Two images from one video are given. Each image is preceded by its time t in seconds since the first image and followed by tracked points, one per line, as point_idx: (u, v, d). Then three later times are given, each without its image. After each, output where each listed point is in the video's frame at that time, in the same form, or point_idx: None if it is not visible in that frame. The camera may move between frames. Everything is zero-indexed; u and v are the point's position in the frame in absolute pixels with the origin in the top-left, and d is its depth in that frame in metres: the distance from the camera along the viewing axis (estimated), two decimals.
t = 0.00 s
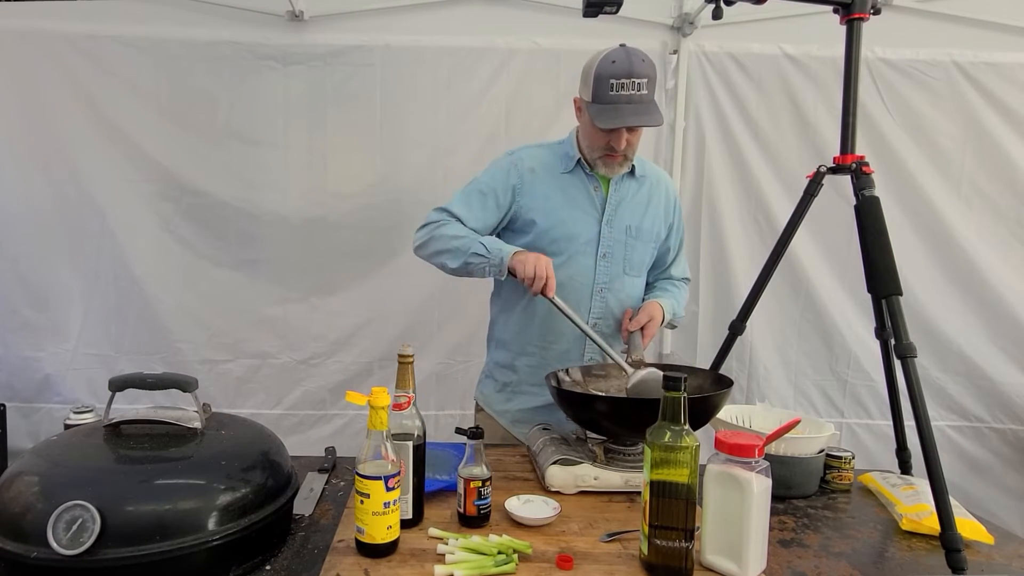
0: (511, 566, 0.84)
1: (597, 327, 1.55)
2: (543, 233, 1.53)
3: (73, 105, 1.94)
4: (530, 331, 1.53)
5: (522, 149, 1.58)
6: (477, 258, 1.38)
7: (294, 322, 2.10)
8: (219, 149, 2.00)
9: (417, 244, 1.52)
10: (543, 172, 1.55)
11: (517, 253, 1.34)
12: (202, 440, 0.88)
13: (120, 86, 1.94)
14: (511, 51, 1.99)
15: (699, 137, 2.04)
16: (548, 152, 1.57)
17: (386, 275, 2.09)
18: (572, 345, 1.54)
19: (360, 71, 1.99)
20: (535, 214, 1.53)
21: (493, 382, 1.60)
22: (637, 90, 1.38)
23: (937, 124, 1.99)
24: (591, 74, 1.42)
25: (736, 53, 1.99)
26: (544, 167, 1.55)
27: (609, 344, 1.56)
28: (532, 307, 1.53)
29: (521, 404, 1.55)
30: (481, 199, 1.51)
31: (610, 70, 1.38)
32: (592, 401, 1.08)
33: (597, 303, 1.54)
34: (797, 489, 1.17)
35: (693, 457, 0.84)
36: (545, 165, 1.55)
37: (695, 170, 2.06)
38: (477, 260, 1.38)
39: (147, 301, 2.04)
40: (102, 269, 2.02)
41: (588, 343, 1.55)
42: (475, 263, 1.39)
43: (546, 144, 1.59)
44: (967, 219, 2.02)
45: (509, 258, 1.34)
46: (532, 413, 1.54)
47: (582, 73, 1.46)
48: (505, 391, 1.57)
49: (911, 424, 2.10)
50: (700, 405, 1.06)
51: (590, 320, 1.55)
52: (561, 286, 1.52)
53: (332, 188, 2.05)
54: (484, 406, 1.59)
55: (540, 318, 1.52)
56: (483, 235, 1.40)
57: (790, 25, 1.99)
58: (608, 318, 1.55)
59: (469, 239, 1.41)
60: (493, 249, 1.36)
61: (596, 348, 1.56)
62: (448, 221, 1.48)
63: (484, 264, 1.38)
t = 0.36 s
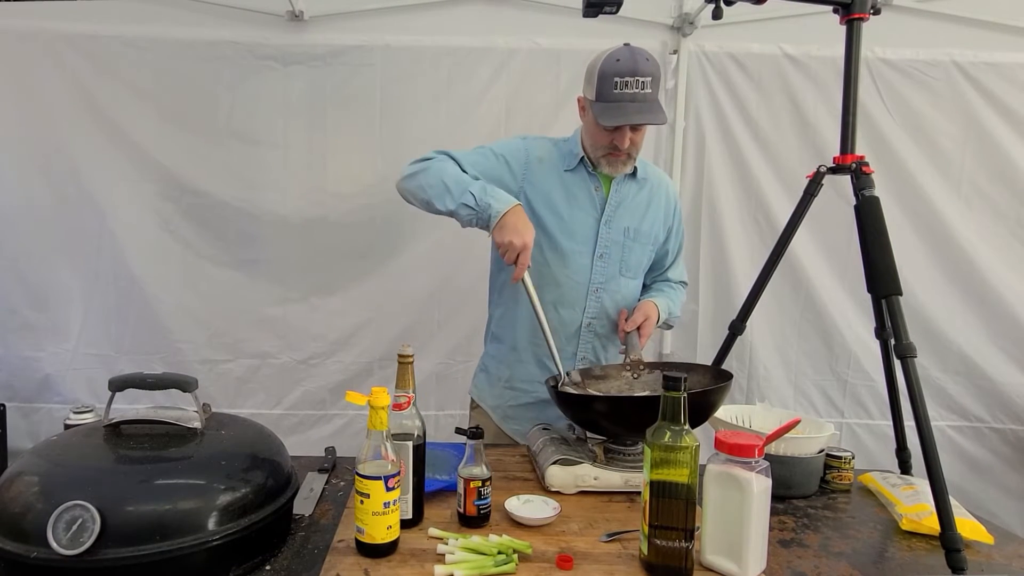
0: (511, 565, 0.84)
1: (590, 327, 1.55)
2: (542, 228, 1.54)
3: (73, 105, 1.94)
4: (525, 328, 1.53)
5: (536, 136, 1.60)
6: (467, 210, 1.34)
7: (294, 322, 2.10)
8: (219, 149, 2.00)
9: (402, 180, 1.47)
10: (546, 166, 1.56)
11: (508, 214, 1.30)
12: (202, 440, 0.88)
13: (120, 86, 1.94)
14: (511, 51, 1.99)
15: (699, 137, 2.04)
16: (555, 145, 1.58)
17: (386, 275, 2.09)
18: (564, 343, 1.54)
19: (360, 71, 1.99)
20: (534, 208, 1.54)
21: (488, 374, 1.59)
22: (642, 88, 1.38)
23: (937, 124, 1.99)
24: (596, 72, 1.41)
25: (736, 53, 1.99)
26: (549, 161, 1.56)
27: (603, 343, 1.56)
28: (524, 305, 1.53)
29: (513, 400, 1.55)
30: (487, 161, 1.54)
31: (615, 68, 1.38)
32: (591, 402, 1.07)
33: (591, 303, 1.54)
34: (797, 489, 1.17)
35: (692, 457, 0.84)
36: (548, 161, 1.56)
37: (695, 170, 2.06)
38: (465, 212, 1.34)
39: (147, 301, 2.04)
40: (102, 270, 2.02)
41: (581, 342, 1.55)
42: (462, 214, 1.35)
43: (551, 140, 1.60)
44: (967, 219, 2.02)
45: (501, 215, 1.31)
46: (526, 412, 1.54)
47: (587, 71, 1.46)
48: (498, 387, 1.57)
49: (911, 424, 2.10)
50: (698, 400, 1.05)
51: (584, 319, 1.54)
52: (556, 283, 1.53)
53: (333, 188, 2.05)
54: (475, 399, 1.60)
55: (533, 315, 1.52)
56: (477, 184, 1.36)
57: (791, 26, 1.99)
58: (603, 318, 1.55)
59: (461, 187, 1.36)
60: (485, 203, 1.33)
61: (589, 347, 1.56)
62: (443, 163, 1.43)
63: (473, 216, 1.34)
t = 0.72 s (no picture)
0: (511, 566, 0.85)
1: (595, 328, 1.55)
2: (542, 234, 1.52)
3: (73, 105, 1.94)
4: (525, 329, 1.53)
5: (523, 145, 1.57)
6: (457, 286, 1.35)
7: (294, 322, 2.10)
8: (219, 149, 2.00)
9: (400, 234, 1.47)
10: (542, 171, 1.54)
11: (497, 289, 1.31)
12: (202, 440, 0.88)
13: (120, 86, 1.94)
14: (511, 51, 1.99)
15: (699, 137, 2.04)
16: (548, 148, 1.56)
17: (386, 275, 2.09)
18: (569, 345, 1.54)
19: (360, 71, 1.99)
20: (533, 214, 1.53)
21: (490, 383, 1.60)
22: (640, 88, 1.38)
23: (937, 124, 1.99)
24: (593, 72, 1.41)
25: (736, 53, 1.99)
26: (543, 165, 1.54)
27: (606, 344, 1.57)
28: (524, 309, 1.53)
29: (518, 405, 1.55)
30: (478, 190, 1.49)
31: (613, 68, 1.38)
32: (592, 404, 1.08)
33: (595, 304, 1.54)
34: (797, 489, 1.17)
35: (692, 457, 0.84)
36: (544, 165, 1.54)
37: (695, 169, 2.06)
38: (456, 287, 1.36)
39: (147, 301, 2.04)
40: (102, 270, 2.02)
41: (586, 344, 1.55)
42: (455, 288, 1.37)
43: (543, 143, 1.58)
44: (967, 219, 2.02)
45: (490, 292, 1.32)
46: (524, 412, 1.54)
47: (583, 70, 1.46)
48: (503, 393, 1.56)
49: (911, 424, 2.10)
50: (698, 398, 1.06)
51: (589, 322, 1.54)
52: (561, 287, 1.52)
53: (333, 188, 2.05)
54: (479, 407, 1.59)
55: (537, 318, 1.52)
56: (464, 257, 1.35)
57: (790, 26, 1.99)
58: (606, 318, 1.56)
59: (450, 259, 1.36)
60: (474, 280, 1.33)
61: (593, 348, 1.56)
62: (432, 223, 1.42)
63: (465, 289, 1.36)
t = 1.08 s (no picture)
0: (511, 566, 0.85)
1: (597, 327, 1.55)
2: (540, 236, 1.52)
3: (73, 105, 1.94)
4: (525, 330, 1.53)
5: (511, 152, 1.56)
6: (474, 290, 1.36)
7: (294, 322, 2.10)
8: (219, 149, 2.00)
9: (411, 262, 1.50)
10: (534, 174, 1.54)
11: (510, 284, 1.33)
12: (202, 440, 0.88)
13: (120, 87, 1.94)
14: (511, 51, 1.99)
15: (699, 137, 2.04)
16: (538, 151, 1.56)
17: (386, 275, 2.09)
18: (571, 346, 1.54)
19: (360, 71, 1.99)
20: (529, 216, 1.53)
21: (492, 386, 1.59)
22: (632, 90, 1.39)
23: (937, 124, 1.99)
24: (585, 73, 1.41)
25: (736, 53, 1.99)
26: (535, 169, 1.54)
27: (608, 343, 1.57)
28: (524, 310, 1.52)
29: (522, 408, 1.55)
30: (475, 205, 1.50)
31: (604, 69, 1.38)
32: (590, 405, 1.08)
33: (596, 303, 1.54)
34: (797, 489, 1.17)
35: (693, 456, 0.84)
36: (537, 168, 1.54)
37: (694, 169, 2.06)
38: (472, 294, 1.37)
39: (146, 301, 2.04)
40: (102, 269, 2.02)
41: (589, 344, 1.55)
42: (471, 296, 1.38)
43: (533, 146, 1.58)
44: (967, 219, 2.02)
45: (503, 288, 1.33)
46: (522, 412, 1.55)
47: (574, 71, 1.46)
48: (508, 397, 1.56)
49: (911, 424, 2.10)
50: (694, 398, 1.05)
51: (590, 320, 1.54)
52: (561, 287, 1.52)
53: (333, 188, 2.05)
54: (482, 411, 1.58)
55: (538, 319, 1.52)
56: (477, 262, 1.38)
57: (790, 26, 1.99)
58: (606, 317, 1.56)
59: (461, 272, 1.38)
60: (489, 280, 1.35)
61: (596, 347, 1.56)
62: (439, 245, 1.45)
63: (481, 295, 1.37)
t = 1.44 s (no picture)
0: (512, 564, 0.85)
1: (591, 328, 1.55)
2: (545, 229, 1.52)
3: (73, 105, 1.94)
4: (525, 329, 1.53)
5: (533, 141, 1.57)
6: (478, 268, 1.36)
7: (294, 322, 2.10)
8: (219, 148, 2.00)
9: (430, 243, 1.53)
10: (552, 167, 1.54)
11: (507, 257, 1.31)
12: (202, 439, 0.88)
13: (120, 86, 1.94)
14: (511, 50, 2.00)
15: (700, 136, 2.04)
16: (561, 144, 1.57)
17: (386, 275, 2.09)
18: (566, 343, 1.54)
19: (360, 70, 1.99)
20: (538, 209, 1.52)
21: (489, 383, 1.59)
22: (681, 101, 1.38)
23: (938, 123, 1.99)
24: (639, 73, 1.38)
25: (736, 52, 1.99)
26: (552, 162, 1.55)
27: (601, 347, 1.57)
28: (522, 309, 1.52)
29: (510, 396, 1.55)
30: (491, 187, 1.51)
31: (662, 75, 1.36)
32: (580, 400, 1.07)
33: (593, 304, 1.54)
34: (797, 489, 1.17)
35: (693, 456, 0.84)
36: (555, 162, 1.54)
37: (695, 169, 2.06)
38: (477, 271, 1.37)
39: (146, 301, 2.04)
40: (102, 269, 2.02)
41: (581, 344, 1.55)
42: (477, 273, 1.38)
43: (556, 140, 1.58)
44: (967, 218, 2.02)
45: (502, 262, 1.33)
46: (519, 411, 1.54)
47: (624, 69, 1.42)
48: (498, 382, 1.56)
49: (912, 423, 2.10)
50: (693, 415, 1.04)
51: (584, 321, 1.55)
52: (560, 284, 1.52)
53: (333, 187, 2.05)
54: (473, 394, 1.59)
55: (533, 316, 1.52)
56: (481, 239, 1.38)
57: (790, 25, 1.99)
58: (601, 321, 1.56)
59: (464, 248, 1.39)
60: (490, 256, 1.34)
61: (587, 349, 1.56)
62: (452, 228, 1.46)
63: (486, 272, 1.37)
